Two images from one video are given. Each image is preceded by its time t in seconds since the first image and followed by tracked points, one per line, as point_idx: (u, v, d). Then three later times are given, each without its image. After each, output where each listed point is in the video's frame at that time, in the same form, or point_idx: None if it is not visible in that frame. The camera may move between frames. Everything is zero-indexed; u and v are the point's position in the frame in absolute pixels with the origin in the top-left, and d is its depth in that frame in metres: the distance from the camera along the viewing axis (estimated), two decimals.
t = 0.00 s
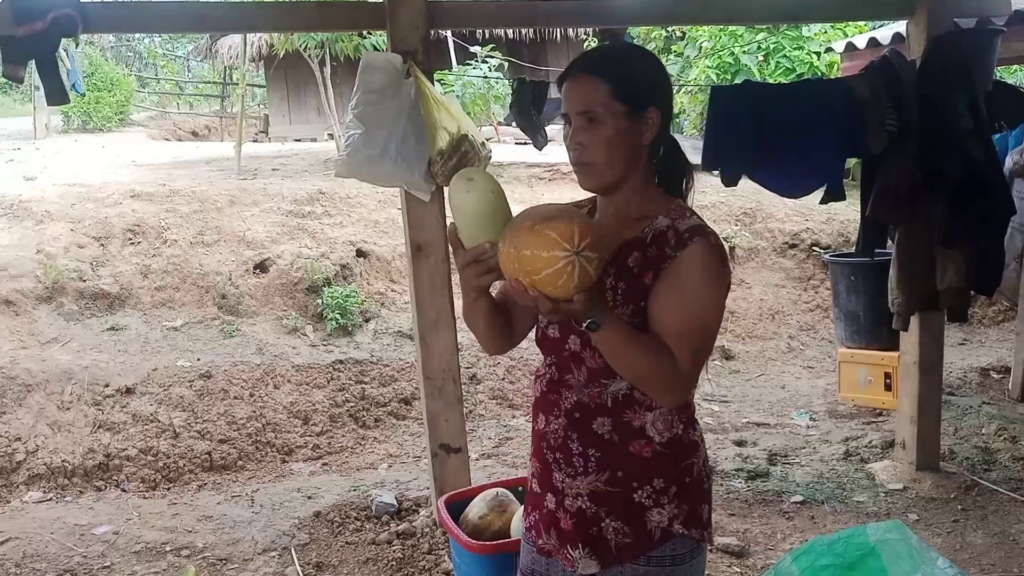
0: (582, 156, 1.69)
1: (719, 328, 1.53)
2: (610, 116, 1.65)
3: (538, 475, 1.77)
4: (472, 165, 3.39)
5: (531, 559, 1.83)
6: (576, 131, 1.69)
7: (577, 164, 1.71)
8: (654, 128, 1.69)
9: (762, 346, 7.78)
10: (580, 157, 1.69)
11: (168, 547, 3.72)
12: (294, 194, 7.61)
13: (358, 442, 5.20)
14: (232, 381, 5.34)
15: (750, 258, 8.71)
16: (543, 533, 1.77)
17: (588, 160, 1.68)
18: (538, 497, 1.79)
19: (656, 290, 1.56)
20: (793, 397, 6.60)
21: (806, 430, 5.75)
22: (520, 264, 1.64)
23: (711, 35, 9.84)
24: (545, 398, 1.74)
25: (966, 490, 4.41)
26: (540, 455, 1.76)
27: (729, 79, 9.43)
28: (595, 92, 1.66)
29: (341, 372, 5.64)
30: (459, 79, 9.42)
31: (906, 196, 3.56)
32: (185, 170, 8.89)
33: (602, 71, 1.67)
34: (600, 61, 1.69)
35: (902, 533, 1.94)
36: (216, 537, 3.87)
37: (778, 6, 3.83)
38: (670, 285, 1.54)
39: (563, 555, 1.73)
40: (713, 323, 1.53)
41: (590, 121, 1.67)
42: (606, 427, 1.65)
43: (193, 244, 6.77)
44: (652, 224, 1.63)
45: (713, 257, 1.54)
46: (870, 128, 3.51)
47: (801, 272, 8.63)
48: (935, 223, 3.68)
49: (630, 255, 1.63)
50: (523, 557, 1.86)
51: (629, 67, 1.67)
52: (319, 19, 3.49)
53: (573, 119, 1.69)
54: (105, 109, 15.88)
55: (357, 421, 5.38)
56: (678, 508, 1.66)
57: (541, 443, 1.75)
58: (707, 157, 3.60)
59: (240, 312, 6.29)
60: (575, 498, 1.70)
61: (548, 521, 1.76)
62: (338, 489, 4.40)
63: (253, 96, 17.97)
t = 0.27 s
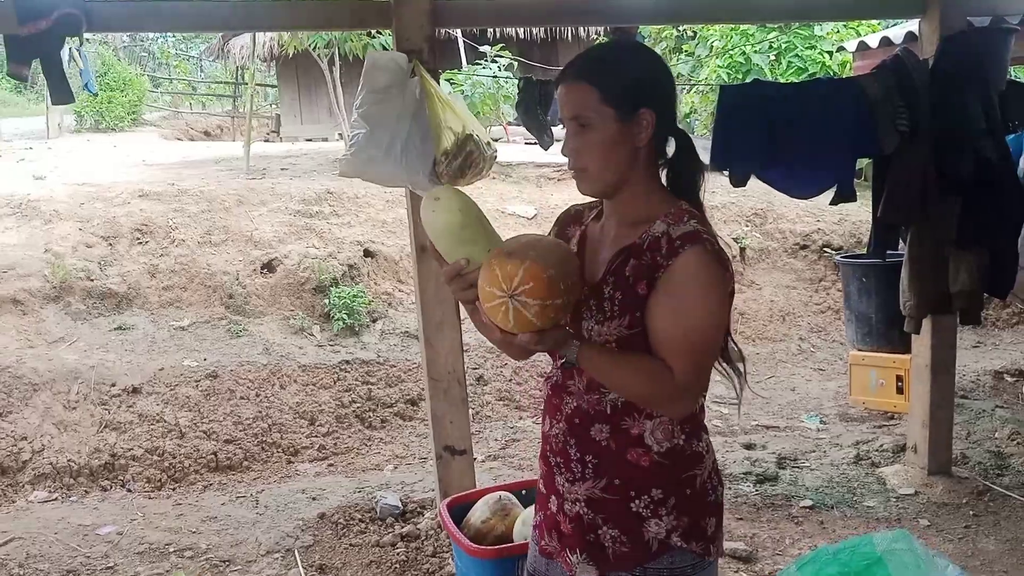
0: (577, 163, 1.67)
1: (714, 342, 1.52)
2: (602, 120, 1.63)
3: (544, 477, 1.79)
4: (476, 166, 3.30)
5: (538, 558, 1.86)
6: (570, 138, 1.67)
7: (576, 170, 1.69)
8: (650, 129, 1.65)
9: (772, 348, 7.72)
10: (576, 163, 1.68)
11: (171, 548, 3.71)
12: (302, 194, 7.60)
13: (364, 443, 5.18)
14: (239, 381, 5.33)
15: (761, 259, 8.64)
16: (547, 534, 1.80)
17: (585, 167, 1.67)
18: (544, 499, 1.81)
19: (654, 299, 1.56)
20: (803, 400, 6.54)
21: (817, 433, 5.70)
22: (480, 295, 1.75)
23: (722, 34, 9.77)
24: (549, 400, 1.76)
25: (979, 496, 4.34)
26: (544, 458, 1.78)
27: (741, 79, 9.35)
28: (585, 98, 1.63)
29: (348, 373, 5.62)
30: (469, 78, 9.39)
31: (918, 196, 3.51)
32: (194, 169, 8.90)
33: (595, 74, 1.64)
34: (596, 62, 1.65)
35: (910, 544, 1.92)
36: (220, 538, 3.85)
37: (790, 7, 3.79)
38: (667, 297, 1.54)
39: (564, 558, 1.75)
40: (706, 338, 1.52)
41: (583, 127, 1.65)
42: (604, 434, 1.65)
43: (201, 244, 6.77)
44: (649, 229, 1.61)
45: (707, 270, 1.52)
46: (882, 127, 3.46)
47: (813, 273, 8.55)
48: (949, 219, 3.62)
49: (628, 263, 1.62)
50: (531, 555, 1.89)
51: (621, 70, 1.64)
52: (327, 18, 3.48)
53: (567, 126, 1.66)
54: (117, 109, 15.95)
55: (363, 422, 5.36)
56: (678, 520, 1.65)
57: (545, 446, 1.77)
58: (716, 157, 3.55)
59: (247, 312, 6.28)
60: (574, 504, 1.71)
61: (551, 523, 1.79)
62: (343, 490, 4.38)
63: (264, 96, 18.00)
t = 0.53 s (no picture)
0: (563, 172, 1.64)
1: (694, 345, 1.48)
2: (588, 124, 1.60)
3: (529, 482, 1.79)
4: (482, 164, 3.36)
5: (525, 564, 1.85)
6: (553, 147, 1.64)
7: (563, 179, 1.66)
8: (634, 128, 1.64)
9: (786, 350, 7.63)
10: (560, 172, 1.65)
11: (176, 548, 3.70)
12: (314, 193, 7.60)
13: (372, 444, 5.16)
14: (248, 381, 5.33)
15: (775, 260, 8.56)
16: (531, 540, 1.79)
17: (571, 175, 1.64)
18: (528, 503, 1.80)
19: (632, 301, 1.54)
20: (817, 403, 6.46)
21: (830, 437, 5.62)
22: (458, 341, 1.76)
23: (738, 33, 9.68)
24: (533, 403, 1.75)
25: (996, 502, 4.26)
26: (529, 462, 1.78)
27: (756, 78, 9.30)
28: (565, 105, 1.61)
29: (357, 373, 5.60)
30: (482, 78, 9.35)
31: (935, 198, 3.44)
32: (207, 168, 8.93)
33: (577, 78, 1.61)
34: (576, 66, 1.62)
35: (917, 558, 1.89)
36: (226, 539, 3.84)
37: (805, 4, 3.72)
38: (650, 297, 1.50)
39: (546, 564, 1.73)
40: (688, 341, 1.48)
41: (566, 135, 1.62)
42: (583, 437, 1.64)
43: (212, 243, 6.78)
44: (630, 229, 1.59)
45: (683, 270, 1.49)
46: (897, 126, 3.38)
47: (828, 275, 8.45)
48: (967, 217, 3.56)
49: (607, 263, 1.59)
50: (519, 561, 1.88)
51: (603, 74, 1.61)
52: (333, 16, 3.45)
53: (549, 136, 1.64)
54: (134, 108, 16.06)
55: (372, 422, 5.33)
56: (657, 527, 1.62)
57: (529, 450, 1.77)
58: (727, 157, 3.50)
59: (257, 311, 6.28)
60: (555, 510, 1.70)
61: (534, 528, 1.78)
62: (350, 491, 4.36)
63: (279, 95, 18.06)
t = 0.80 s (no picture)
0: (517, 171, 1.66)
1: (655, 340, 1.47)
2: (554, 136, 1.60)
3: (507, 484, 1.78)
4: (496, 164, 3.34)
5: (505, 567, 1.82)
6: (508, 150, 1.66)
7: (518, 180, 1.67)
8: (583, 131, 1.62)
9: (808, 352, 7.53)
10: (516, 172, 1.66)
11: (189, 546, 3.71)
12: (333, 191, 7.61)
13: (387, 443, 5.15)
14: (264, 378, 5.34)
15: (798, 260, 8.44)
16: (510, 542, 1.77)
17: (523, 175, 1.65)
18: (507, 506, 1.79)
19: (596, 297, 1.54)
20: (839, 406, 6.36)
21: (852, 441, 5.53)
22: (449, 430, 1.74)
23: (761, 30, 9.58)
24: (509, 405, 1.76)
25: (1021, 510, 4.16)
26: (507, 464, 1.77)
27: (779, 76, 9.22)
28: (513, 111, 1.62)
29: (372, 372, 5.59)
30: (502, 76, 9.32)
31: (960, 198, 3.41)
32: (228, 166, 8.97)
33: (523, 82, 1.61)
34: (524, 76, 1.61)
35: None
36: (238, 537, 3.84)
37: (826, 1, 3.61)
38: (614, 293, 1.50)
39: (522, 565, 1.71)
40: (650, 337, 1.47)
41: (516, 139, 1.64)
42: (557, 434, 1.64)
43: (230, 241, 6.82)
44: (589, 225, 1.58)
45: (641, 263, 1.49)
46: (922, 128, 3.31)
47: (852, 275, 8.31)
48: (993, 219, 3.47)
49: (570, 260, 1.57)
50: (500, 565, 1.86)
51: (557, 83, 1.58)
52: (347, 15, 3.42)
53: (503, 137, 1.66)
54: (160, 106, 16.21)
55: (387, 421, 5.32)
56: (632, 523, 1.60)
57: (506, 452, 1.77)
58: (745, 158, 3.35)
59: (275, 309, 6.30)
60: (532, 509, 1.69)
61: (513, 530, 1.76)
62: (363, 491, 4.35)
63: (303, 94, 18.15)
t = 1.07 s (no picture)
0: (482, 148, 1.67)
1: (604, 338, 1.41)
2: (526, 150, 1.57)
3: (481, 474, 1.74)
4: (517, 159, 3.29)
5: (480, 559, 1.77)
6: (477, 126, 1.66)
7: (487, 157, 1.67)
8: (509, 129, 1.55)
9: (837, 351, 7.40)
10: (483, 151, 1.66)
11: (207, 539, 3.74)
12: (357, 187, 7.64)
13: (408, 438, 5.15)
14: (286, 373, 5.36)
15: (828, 257, 8.30)
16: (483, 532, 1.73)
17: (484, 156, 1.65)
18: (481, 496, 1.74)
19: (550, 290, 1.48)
20: (867, 407, 6.25)
21: (879, 443, 5.42)
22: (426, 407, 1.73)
23: (793, 23, 9.45)
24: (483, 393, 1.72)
25: None
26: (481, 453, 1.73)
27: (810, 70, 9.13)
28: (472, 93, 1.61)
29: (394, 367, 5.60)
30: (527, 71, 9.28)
31: (991, 197, 3.27)
32: (255, 161, 9.04)
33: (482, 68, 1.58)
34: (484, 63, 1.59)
35: None
36: (257, 531, 3.86)
37: None
38: (562, 286, 1.44)
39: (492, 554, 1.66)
40: (599, 333, 1.41)
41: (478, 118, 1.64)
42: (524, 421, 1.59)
43: (255, 236, 6.87)
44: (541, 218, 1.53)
45: (592, 256, 1.42)
46: (953, 122, 3.21)
47: (884, 273, 8.15)
48: None
49: (524, 252, 1.52)
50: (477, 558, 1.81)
51: (532, 91, 1.53)
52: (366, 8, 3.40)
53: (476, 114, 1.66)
54: (192, 102, 16.40)
55: (407, 416, 5.32)
56: (597, 511, 1.54)
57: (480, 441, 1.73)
58: (771, 155, 3.37)
59: (298, 304, 6.33)
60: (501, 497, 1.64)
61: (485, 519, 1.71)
62: (382, 486, 4.35)
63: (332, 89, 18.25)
